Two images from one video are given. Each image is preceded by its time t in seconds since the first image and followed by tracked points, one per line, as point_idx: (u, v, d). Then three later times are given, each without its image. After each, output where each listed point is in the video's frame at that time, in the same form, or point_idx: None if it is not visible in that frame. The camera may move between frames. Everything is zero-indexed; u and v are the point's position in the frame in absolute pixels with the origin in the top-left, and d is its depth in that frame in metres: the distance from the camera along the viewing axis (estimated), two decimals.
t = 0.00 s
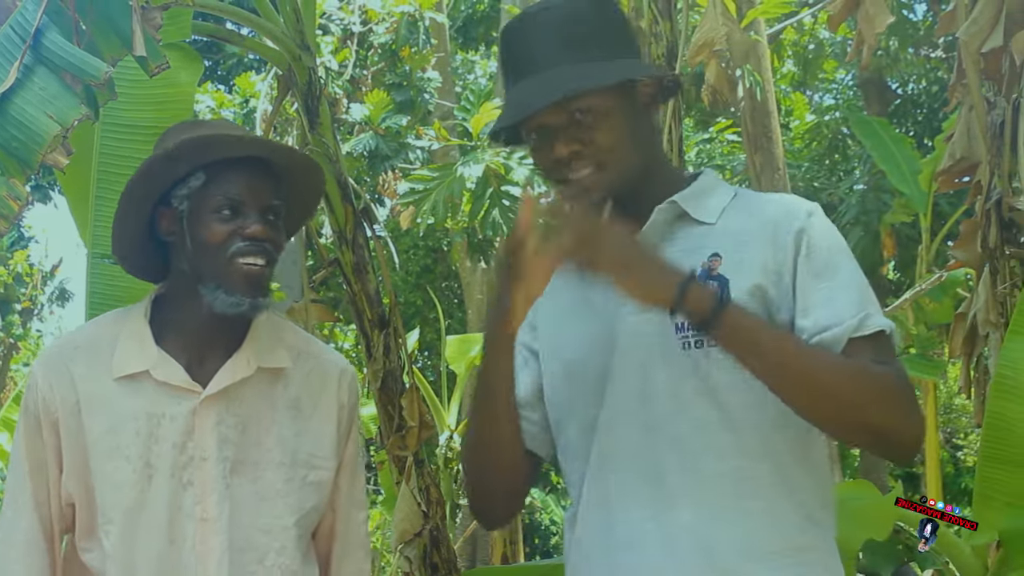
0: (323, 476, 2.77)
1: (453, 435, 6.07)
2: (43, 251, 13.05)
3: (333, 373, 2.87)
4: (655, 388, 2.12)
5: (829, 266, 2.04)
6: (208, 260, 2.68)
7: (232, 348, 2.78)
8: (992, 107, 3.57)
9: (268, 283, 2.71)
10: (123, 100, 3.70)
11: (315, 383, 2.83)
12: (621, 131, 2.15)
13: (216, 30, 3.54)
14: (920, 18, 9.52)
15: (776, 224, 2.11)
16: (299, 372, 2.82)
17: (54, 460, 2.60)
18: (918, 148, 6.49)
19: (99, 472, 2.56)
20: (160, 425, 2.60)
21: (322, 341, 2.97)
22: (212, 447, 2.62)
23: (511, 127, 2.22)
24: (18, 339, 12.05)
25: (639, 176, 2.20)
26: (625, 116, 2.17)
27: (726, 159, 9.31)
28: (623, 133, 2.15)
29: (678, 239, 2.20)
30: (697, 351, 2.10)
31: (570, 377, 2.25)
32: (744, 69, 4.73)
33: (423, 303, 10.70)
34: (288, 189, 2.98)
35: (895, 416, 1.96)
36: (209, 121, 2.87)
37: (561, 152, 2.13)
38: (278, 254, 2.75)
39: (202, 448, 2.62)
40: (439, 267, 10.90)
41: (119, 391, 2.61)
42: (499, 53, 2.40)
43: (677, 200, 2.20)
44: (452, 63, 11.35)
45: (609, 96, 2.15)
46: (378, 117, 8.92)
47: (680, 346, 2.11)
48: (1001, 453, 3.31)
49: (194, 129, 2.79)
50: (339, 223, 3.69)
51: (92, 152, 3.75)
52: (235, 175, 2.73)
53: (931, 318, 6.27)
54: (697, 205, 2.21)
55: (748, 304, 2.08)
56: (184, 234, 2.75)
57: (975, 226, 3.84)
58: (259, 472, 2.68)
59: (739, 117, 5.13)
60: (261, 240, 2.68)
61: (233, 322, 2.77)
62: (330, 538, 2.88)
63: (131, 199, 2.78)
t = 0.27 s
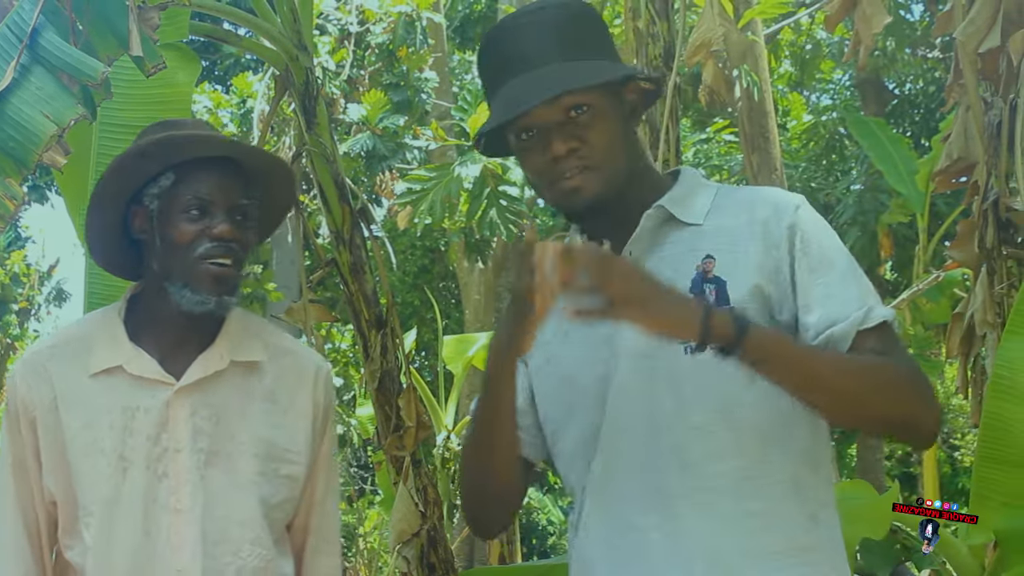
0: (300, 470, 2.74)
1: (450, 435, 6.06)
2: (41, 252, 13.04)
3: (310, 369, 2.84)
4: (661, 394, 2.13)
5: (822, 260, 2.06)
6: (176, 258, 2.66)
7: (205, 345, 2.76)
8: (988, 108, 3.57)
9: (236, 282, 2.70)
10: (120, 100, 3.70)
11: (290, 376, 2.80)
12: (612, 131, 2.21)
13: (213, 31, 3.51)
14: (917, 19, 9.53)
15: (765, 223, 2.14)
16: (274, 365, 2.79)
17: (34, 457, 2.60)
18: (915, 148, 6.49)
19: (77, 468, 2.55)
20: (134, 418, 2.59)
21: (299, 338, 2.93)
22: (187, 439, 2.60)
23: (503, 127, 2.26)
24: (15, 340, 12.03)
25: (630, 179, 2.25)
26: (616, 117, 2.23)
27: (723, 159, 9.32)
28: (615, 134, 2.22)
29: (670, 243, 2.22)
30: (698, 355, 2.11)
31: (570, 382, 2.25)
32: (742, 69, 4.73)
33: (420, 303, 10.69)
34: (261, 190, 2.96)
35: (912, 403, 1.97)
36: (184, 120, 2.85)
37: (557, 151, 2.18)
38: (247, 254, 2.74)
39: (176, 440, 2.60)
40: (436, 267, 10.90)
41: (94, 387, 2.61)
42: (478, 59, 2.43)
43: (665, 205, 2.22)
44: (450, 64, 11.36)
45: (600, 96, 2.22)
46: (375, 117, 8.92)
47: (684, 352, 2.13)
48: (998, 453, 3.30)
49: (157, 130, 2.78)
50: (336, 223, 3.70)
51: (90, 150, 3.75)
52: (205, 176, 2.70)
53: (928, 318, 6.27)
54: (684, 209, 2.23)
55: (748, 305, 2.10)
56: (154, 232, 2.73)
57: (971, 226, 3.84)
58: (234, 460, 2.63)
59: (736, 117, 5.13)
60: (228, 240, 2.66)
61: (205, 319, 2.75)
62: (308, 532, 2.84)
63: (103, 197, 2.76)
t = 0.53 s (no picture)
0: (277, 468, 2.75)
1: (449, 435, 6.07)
2: (39, 252, 13.02)
3: (284, 369, 2.85)
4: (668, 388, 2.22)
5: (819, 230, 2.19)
6: (144, 263, 2.69)
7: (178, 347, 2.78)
8: (987, 107, 3.58)
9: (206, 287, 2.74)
10: (116, 100, 3.69)
11: (265, 378, 2.81)
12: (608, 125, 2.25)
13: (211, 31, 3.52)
14: (916, 18, 9.53)
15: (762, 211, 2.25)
16: (250, 365, 2.81)
17: (8, 460, 2.56)
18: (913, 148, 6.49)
19: (53, 470, 2.54)
20: (111, 420, 2.59)
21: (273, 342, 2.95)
22: (162, 439, 2.60)
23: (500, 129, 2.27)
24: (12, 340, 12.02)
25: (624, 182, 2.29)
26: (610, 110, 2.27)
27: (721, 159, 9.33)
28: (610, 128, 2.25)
29: (670, 238, 2.30)
30: (707, 345, 2.21)
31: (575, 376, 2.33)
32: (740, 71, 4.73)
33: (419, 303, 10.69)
34: (235, 196, 2.98)
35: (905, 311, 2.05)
36: (160, 125, 2.84)
37: (557, 148, 2.19)
38: (219, 259, 2.77)
39: (151, 441, 2.60)
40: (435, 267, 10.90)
41: (70, 389, 2.60)
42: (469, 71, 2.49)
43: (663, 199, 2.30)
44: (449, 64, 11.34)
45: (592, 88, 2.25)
46: (373, 118, 8.93)
47: (692, 342, 2.22)
48: (1000, 454, 3.30)
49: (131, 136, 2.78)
50: (334, 223, 3.70)
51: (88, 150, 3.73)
52: (176, 184, 2.72)
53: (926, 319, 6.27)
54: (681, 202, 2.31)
55: (752, 295, 2.21)
56: (127, 237, 2.76)
57: (970, 225, 3.84)
58: (210, 461, 2.65)
59: (734, 118, 5.14)
60: (198, 247, 2.69)
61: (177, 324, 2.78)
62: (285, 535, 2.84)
63: (78, 203, 2.79)
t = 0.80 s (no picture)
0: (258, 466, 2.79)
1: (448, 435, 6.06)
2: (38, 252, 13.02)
3: (264, 369, 2.88)
4: (668, 390, 2.22)
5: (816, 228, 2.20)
6: (124, 267, 2.71)
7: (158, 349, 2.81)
8: (985, 107, 3.58)
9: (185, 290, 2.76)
10: (114, 100, 3.70)
11: (246, 377, 2.85)
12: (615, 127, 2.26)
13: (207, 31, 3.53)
14: (915, 17, 9.51)
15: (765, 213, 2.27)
16: (230, 366, 2.84)
17: None
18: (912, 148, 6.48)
19: (36, 471, 2.58)
20: (94, 420, 2.64)
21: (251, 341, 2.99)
22: (144, 438, 2.66)
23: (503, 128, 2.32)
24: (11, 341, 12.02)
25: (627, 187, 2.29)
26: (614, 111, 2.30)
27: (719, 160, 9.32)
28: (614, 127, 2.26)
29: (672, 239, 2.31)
30: (706, 347, 2.20)
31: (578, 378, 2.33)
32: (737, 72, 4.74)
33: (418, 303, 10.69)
34: (215, 199, 3.01)
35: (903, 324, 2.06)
36: (142, 132, 2.89)
37: (562, 145, 2.21)
38: (197, 264, 2.79)
39: (133, 440, 2.65)
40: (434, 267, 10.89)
41: (51, 392, 2.63)
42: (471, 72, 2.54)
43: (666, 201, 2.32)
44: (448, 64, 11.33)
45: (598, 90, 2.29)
46: (372, 118, 8.92)
47: (692, 344, 2.21)
48: (1004, 454, 3.30)
49: (114, 141, 2.82)
50: (333, 223, 3.70)
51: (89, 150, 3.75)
52: (156, 188, 2.74)
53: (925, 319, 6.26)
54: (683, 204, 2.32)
55: (752, 296, 2.21)
56: (106, 241, 2.78)
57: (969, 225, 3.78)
58: (192, 461, 2.70)
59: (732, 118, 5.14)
60: (177, 250, 2.71)
61: (157, 327, 2.80)
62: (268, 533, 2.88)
63: (60, 205, 2.82)
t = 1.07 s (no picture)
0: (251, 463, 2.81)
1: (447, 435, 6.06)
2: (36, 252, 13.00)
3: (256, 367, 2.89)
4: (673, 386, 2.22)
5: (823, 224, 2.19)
6: (115, 269, 2.71)
7: (149, 349, 2.80)
8: (985, 108, 3.58)
9: (177, 291, 2.77)
10: (114, 100, 3.70)
11: (240, 374, 2.86)
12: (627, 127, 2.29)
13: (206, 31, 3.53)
14: (915, 18, 9.51)
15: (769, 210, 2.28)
16: (223, 362, 2.85)
17: None
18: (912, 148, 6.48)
19: (34, 470, 2.57)
20: (90, 420, 2.64)
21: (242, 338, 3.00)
22: (139, 436, 2.65)
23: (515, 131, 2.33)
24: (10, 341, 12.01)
25: (638, 185, 2.35)
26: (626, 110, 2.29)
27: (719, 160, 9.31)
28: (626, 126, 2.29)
29: (675, 236, 2.32)
30: (711, 342, 2.21)
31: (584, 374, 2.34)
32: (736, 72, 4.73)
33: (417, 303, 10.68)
34: (201, 200, 3.01)
35: (910, 264, 1.99)
36: (131, 133, 2.88)
37: (573, 150, 2.26)
38: (188, 263, 2.80)
39: (128, 437, 2.65)
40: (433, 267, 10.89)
41: (46, 393, 2.62)
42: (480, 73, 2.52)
43: (673, 199, 2.33)
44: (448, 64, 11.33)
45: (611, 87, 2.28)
46: (371, 118, 8.92)
47: (697, 339, 2.22)
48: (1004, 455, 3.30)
49: (106, 141, 2.77)
50: (332, 223, 3.70)
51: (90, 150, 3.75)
52: (146, 189, 2.74)
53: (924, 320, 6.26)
54: (687, 202, 2.34)
55: (755, 292, 2.22)
56: (96, 243, 2.77)
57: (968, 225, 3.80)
58: (189, 456, 2.72)
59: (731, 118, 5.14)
60: (168, 251, 2.72)
61: (149, 329, 2.80)
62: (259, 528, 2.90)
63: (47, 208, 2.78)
